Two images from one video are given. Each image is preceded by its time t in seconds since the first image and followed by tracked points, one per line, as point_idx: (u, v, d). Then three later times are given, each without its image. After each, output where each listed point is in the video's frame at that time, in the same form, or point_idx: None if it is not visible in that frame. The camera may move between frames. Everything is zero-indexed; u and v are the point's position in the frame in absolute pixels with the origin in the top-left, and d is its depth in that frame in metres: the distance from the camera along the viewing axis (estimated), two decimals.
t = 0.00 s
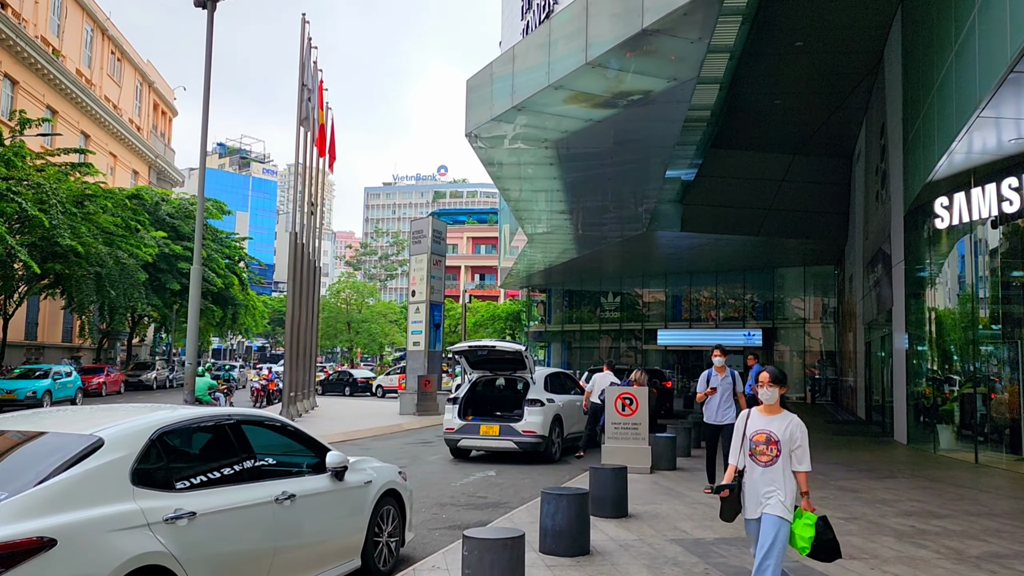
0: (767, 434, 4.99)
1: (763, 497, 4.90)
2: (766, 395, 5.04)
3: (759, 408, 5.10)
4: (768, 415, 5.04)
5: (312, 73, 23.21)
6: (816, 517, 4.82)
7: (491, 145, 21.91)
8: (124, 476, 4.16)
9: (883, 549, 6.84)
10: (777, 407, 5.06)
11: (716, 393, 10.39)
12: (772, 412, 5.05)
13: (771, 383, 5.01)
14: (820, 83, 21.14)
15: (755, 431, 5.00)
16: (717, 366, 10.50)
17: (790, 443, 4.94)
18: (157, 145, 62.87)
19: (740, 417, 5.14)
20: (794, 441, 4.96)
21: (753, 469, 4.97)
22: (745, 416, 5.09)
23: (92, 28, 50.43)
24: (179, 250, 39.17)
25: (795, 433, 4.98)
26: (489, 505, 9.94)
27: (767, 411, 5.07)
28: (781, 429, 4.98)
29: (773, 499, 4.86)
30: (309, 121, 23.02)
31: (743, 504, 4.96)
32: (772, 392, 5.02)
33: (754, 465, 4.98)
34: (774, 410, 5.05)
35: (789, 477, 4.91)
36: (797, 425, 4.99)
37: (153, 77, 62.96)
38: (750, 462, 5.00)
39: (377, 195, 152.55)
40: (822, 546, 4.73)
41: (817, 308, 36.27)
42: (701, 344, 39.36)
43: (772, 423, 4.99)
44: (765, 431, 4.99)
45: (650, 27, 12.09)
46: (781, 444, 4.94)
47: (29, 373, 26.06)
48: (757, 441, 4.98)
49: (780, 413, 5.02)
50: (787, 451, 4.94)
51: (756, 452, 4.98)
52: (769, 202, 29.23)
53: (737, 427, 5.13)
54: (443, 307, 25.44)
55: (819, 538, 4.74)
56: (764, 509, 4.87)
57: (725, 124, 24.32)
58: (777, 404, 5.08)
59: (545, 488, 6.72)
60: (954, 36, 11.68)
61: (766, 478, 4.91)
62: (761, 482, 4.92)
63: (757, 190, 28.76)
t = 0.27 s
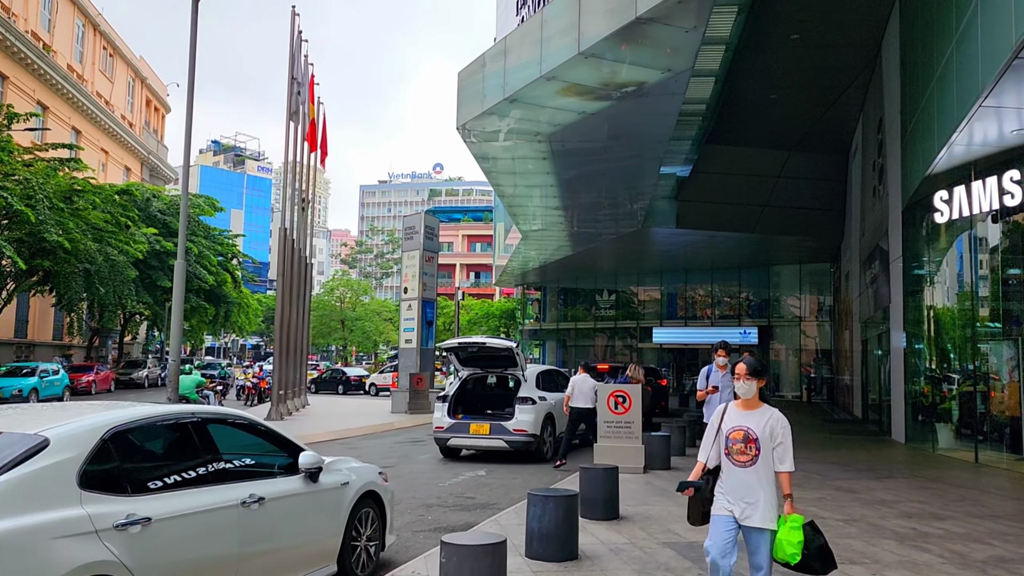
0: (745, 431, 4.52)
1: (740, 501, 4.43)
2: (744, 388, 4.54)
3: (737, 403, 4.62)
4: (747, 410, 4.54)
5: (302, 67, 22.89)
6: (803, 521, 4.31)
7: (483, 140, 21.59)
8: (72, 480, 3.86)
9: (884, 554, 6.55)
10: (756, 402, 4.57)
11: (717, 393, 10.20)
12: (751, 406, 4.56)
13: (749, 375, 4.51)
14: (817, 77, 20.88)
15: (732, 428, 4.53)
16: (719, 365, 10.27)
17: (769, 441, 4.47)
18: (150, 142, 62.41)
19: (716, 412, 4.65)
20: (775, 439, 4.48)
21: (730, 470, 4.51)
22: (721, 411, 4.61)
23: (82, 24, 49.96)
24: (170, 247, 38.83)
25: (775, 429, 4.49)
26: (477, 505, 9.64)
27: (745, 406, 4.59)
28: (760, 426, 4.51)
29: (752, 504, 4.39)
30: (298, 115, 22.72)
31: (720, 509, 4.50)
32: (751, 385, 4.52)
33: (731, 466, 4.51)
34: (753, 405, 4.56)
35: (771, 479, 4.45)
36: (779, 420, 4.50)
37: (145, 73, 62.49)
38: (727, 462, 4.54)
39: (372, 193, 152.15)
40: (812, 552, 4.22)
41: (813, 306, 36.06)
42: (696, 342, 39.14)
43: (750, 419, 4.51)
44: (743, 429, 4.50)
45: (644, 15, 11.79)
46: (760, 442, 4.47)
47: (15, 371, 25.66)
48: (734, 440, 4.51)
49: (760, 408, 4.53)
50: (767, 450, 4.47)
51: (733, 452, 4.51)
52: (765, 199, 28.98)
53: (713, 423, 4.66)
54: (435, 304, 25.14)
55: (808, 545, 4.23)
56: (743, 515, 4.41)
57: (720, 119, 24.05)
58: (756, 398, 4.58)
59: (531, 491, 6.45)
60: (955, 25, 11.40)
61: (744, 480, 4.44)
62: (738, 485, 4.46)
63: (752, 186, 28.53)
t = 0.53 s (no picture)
0: (708, 451, 3.92)
1: (702, 533, 3.84)
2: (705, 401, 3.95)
3: (699, 418, 4.04)
4: (709, 427, 3.96)
5: (289, 63, 22.54)
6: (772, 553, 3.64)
7: (473, 137, 21.29)
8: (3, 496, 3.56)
9: (883, 565, 6.26)
10: (719, 418, 3.99)
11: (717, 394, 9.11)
12: (713, 423, 3.98)
13: (711, 386, 3.94)
14: (811, 74, 20.64)
15: (693, 448, 3.93)
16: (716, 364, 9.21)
17: (733, 464, 3.87)
18: (139, 140, 61.86)
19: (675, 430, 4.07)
20: (741, 459, 3.90)
21: (690, 495, 3.92)
22: (681, 429, 4.02)
23: (70, 20, 49.42)
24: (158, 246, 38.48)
25: (742, 449, 3.90)
26: (461, 512, 9.32)
27: (708, 423, 4.00)
28: (725, 445, 3.91)
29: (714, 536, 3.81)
30: (285, 111, 22.40)
31: (681, 540, 3.91)
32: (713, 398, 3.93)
33: (692, 491, 3.92)
34: (717, 421, 3.98)
35: (737, 506, 3.86)
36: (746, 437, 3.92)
37: (134, 70, 61.93)
38: (687, 487, 3.95)
39: (364, 192, 151.64)
40: None
41: (806, 305, 35.88)
42: (689, 342, 38.91)
43: (713, 438, 3.91)
44: (705, 449, 3.92)
45: (634, 7, 11.48)
46: (725, 465, 3.87)
47: None
48: (695, 459, 3.91)
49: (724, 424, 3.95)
50: (733, 473, 3.88)
51: (694, 474, 3.92)
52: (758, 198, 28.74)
53: (671, 441, 4.07)
54: (425, 303, 24.82)
55: None
56: (706, 548, 3.81)
57: (712, 116, 23.80)
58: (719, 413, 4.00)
59: (515, 500, 6.19)
60: (951, 18, 11.13)
61: (706, 509, 3.85)
62: (700, 514, 3.86)
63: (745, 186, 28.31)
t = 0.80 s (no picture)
0: (664, 450, 3.47)
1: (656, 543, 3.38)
2: (661, 393, 3.51)
3: (655, 412, 3.60)
4: (665, 422, 3.53)
5: (272, 57, 22.13)
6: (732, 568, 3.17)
7: (459, 132, 20.96)
8: None
9: (881, 570, 5.97)
10: (676, 413, 3.55)
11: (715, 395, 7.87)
12: (670, 418, 3.54)
13: (667, 375, 3.52)
14: (802, 69, 20.40)
15: (647, 445, 3.48)
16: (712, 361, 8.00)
17: (693, 464, 3.42)
18: (124, 137, 61.21)
19: (627, 426, 3.62)
20: (701, 459, 3.44)
21: (644, 500, 3.47)
22: (635, 424, 3.58)
23: (53, 15, 48.78)
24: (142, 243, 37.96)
25: (703, 448, 3.45)
26: (443, 515, 8.99)
27: (666, 417, 3.56)
28: (684, 443, 3.45)
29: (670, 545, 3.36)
30: (268, 105, 22.06)
31: (632, 551, 3.46)
32: (669, 389, 3.50)
33: (645, 495, 3.47)
34: (674, 415, 3.54)
35: (696, 512, 3.40)
36: (708, 433, 3.46)
37: (119, 66, 61.26)
38: (639, 490, 3.49)
39: (354, 191, 150.94)
40: None
41: (796, 304, 35.73)
42: (678, 340, 38.69)
43: (670, 435, 3.47)
44: (661, 446, 3.47)
45: None
46: (683, 465, 3.41)
47: None
48: (649, 458, 3.47)
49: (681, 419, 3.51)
50: (692, 474, 3.43)
51: (649, 475, 3.47)
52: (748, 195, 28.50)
53: (623, 439, 3.62)
54: (411, 301, 24.48)
55: None
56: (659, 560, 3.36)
57: (701, 112, 23.57)
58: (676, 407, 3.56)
59: (493, 504, 5.82)
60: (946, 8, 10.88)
61: (660, 515, 3.40)
62: (653, 521, 3.42)
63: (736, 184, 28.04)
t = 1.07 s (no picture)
0: (610, 487, 3.15)
1: None
2: (612, 421, 3.21)
3: (604, 442, 3.27)
4: (615, 454, 3.22)
5: (255, 52, 21.70)
6: None
7: (446, 129, 20.63)
8: None
9: None
10: (628, 446, 3.24)
11: (715, 403, 7.03)
12: (620, 449, 3.23)
13: (620, 401, 3.21)
14: (792, 66, 20.18)
15: (592, 481, 3.16)
16: (714, 365, 7.06)
17: (642, 505, 3.09)
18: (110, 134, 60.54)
19: (571, 459, 3.30)
20: (655, 499, 3.12)
21: (588, 542, 3.15)
22: (581, 455, 3.25)
23: (37, 11, 48.07)
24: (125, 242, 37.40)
25: (654, 487, 3.12)
26: (423, 523, 8.69)
27: (615, 450, 3.23)
28: (633, 481, 3.12)
29: None
30: (251, 101, 21.68)
31: None
32: (623, 415, 3.20)
33: (589, 536, 3.14)
34: (623, 449, 3.23)
35: (644, 559, 3.08)
36: (662, 471, 3.14)
37: (105, 63, 60.56)
38: (581, 531, 3.19)
39: (343, 190, 150.17)
40: None
41: (786, 304, 35.59)
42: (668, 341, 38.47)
43: (618, 469, 3.15)
44: (608, 482, 3.14)
45: None
46: (631, 505, 3.09)
47: None
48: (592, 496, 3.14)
49: (633, 452, 3.19)
50: (642, 515, 3.10)
51: (593, 515, 3.14)
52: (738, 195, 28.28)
53: (568, 473, 3.30)
54: (397, 301, 24.14)
55: None
56: None
57: (690, 111, 23.36)
58: (629, 439, 3.26)
59: (470, 515, 5.47)
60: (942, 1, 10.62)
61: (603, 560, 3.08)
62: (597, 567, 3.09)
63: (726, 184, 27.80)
